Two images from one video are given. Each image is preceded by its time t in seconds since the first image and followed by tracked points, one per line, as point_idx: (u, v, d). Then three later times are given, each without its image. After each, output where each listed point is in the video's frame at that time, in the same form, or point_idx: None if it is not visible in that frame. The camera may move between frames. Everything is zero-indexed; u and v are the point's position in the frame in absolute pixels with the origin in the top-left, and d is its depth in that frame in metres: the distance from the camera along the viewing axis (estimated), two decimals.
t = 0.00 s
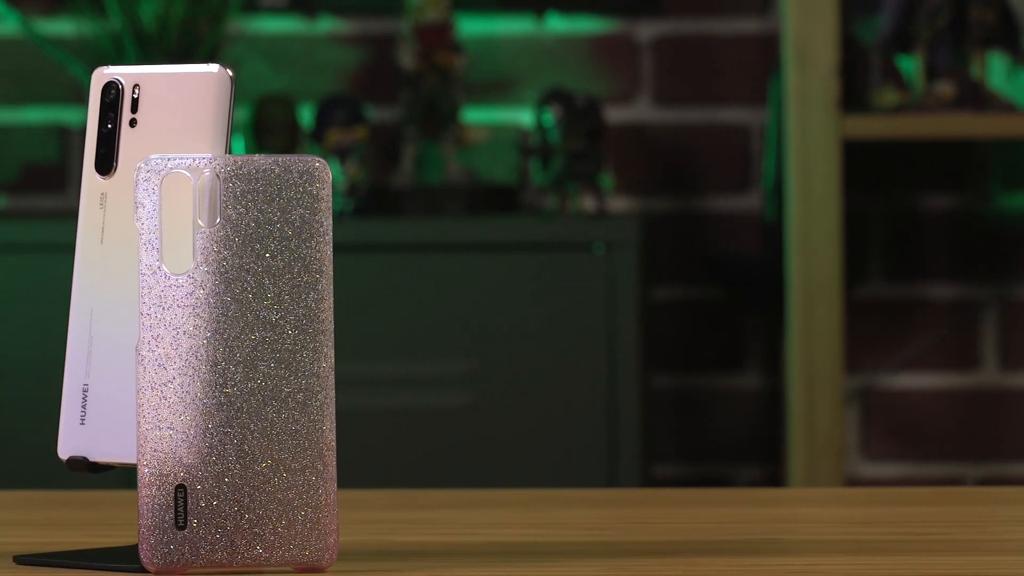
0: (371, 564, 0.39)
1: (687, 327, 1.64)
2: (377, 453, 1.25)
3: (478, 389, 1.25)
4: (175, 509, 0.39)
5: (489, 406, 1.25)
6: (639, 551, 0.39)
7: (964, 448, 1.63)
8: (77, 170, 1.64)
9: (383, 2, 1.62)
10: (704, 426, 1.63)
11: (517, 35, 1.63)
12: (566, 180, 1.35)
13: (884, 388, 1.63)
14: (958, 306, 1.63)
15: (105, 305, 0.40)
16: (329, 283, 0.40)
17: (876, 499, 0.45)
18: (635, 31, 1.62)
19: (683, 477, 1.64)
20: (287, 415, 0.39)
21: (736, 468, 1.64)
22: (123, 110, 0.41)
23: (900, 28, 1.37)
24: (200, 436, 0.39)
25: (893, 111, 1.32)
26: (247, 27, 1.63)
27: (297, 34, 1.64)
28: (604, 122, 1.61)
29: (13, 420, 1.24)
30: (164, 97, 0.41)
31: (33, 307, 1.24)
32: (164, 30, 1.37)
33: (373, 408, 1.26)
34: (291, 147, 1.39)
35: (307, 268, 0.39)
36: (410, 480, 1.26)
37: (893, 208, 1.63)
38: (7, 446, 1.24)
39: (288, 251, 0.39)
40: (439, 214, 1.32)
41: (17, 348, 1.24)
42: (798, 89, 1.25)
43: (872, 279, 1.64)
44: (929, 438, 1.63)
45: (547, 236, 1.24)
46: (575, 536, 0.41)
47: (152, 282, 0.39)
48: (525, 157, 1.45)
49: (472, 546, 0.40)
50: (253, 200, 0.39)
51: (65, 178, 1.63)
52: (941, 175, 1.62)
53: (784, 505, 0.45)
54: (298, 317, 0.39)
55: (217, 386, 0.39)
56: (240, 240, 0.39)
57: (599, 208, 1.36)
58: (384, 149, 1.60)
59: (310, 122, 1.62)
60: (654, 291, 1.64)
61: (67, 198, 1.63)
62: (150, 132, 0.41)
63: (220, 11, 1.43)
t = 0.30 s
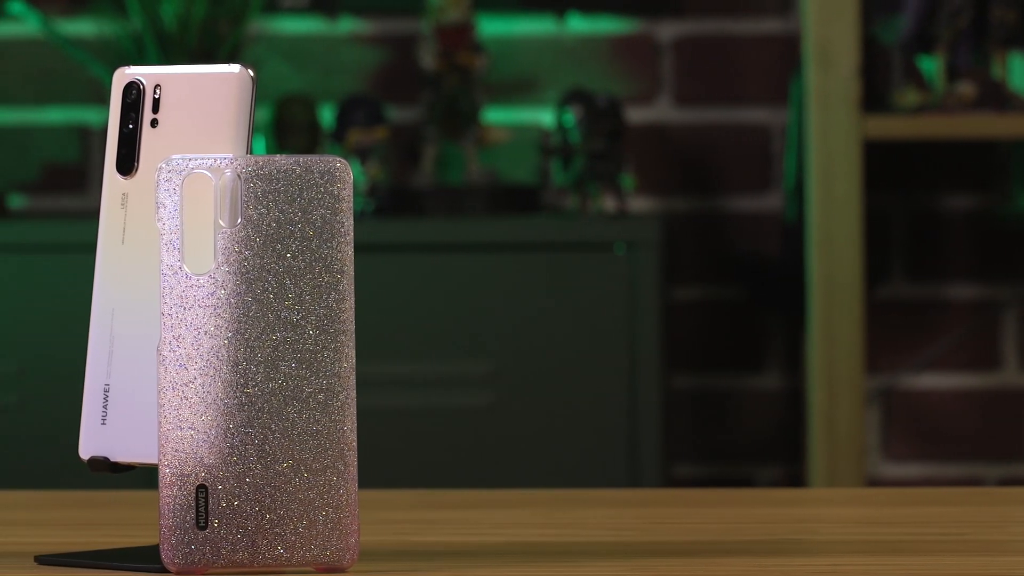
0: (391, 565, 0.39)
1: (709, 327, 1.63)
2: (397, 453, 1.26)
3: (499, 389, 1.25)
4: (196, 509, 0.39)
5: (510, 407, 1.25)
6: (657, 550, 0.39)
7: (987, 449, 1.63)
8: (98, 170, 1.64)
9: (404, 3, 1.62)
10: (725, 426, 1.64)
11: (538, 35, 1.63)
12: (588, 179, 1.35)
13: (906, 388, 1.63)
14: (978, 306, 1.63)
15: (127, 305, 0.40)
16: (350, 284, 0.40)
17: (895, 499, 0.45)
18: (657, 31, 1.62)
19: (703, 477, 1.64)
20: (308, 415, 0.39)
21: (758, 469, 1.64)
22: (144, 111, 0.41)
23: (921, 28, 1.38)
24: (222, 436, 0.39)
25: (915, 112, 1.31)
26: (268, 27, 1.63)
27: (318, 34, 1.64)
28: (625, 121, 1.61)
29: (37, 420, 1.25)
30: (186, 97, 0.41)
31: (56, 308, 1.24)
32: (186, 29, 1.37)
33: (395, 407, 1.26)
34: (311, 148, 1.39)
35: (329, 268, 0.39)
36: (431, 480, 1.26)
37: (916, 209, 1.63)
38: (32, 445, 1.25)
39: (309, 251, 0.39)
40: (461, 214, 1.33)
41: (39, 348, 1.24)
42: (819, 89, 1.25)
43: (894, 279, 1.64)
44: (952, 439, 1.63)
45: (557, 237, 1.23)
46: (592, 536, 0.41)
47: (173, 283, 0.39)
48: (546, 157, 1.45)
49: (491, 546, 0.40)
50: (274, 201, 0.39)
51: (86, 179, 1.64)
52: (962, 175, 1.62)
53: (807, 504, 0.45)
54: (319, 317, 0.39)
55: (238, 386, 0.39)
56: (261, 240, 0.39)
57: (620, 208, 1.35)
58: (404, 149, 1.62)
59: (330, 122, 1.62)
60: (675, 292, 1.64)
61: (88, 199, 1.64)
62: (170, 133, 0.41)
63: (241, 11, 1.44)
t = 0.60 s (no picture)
0: (411, 565, 0.39)
1: (728, 326, 1.65)
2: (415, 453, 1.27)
3: (519, 389, 1.26)
4: (217, 509, 0.39)
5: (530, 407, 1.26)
6: (681, 551, 0.39)
7: (1007, 449, 1.63)
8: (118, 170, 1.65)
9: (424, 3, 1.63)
10: (744, 426, 1.65)
11: (560, 35, 1.63)
12: (608, 180, 1.36)
13: (926, 388, 1.63)
14: (999, 306, 1.63)
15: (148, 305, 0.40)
16: (371, 284, 0.40)
17: (910, 500, 0.45)
18: (677, 31, 1.63)
19: (723, 477, 1.66)
20: (329, 415, 0.39)
21: (778, 468, 1.65)
22: (165, 111, 0.41)
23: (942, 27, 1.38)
24: (243, 436, 0.39)
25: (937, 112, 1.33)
26: (288, 27, 1.65)
27: (339, 34, 1.65)
28: (646, 122, 1.62)
29: (65, 417, 1.26)
30: (208, 98, 0.41)
31: (79, 308, 1.25)
32: (206, 30, 1.39)
33: (418, 407, 1.27)
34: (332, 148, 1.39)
35: (350, 268, 0.39)
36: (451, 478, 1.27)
37: (935, 208, 1.64)
38: (54, 444, 1.27)
39: (330, 251, 0.39)
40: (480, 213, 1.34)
41: (60, 349, 1.26)
42: (841, 88, 1.26)
43: (914, 280, 1.64)
44: (972, 439, 1.63)
45: (599, 236, 1.24)
46: (617, 536, 0.41)
47: (195, 283, 0.39)
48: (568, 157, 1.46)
49: (510, 547, 0.40)
50: (295, 201, 0.39)
51: (106, 179, 1.65)
52: (982, 175, 1.63)
53: (825, 505, 0.45)
54: (340, 317, 0.39)
55: (259, 386, 0.39)
56: (282, 240, 0.39)
57: (640, 209, 1.36)
58: (425, 149, 1.62)
59: (351, 122, 1.63)
60: (695, 291, 1.65)
61: (108, 199, 1.65)
62: (192, 133, 0.41)
63: (261, 11, 1.45)
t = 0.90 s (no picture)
0: (432, 566, 0.39)
1: (750, 326, 1.66)
2: (438, 452, 1.29)
3: (540, 389, 1.28)
4: (238, 510, 0.39)
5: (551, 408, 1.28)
6: (701, 551, 0.39)
7: None
8: (139, 170, 1.68)
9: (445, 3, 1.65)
10: (766, 426, 1.66)
11: (581, 35, 1.65)
12: (628, 180, 1.36)
13: (945, 388, 1.64)
14: (1020, 307, 1.64)
15: (169, 305, 0.40)
16: (392, 284, 0.40)
17: (921, 501, 0.45)
18: (698, 31, 1.65)
19: (745, 477, 1.67)
20: (350, 415, 0.39)
21: (799, 468, 1.67)
22: (186, 110, 0.41)
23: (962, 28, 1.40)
24: (264, 437, 0.39)
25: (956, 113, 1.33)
26: (308, 27, 1.66)
27: (359, 34, 1.67)
28: (667, 122, 1.64)
29: (93, 414, 1.29)
30: (230, 96, 0.40)
31: (101, 310, 1.28)
32: (227, 31, 1.39)
33: (440, 408, 1.29)
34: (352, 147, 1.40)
35: (371, 268, 0.39)
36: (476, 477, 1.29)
37: (955, 209, 1.64)
38: (79, 444, 1.29)
39: (351, 251, 0.39)
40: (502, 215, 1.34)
41: (89, 347, 1.29)
42: (861, 89, 1.27)
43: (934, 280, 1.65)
44: (993, 439, 1.64)
45: (614, 235, 1.26)
46: (637, 536, 0.41)
47: (215, 283, 0.39)
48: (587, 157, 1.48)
49: (530, 547, 0.40)
50: (316, 201, 0.39)
51: (127, 179, 1.68)
52: (1001, 175, 1.64)
53: (843, 505, 0.45)
54: (361, 317, 0.39)
55: (280, 386, 0.39)
56: (303, 240, 0.39)
57: (660, 209, 1.37)
58: (446, 148, 1.64)
59: (372, 123, 1.64)
60: (716, 292, 1.66)
61: (129, 199, 1.67)
62: (213, 133, 0.40)
63: (282, 10, 1.47)
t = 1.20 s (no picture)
0: (453, 568, 0.39)
1: (770, 327, 1.67)
2: (459, 451, 1.30)
3: (560, 389, 1.29)
4: (259, 510, 0.39)
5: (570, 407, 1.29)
6: (722, 551, 0.39)
7: None
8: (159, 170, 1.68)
9: (465, 3, 1.65)
10: (786, 426, 1.66)
11: (600, 36, 1.66)
12: (647, 180, 1.37)
13: (966, 389, 1.64)
14: None
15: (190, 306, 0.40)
16: (412, 284, 0.40)
17: (947, 500, 0.45)
18: (719, 31, 1.65)
19: (766, 477, 1.67)
20: (370, 415, 0.39)
21: (819, 469, 1.67)
22: (207, 111, 0.41)
23: (983, 27, 1.39)
24: (284, 437, 0.39)
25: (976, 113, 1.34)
26: (328, 28, 1.67)
27: (379, 34, 1.67)
28: (687, 122, 1.65)
29: (117, 412, 1.30)
30: (250, 97, 0.41)
31: (120, 310, 1.29)
32: (247, 31, 1.41)
33: (462, 407, 1.30)
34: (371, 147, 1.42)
35: (391, 269, 0.39)
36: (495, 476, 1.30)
37: (974, 210, 1.65)
38: (98, 444, 1.31)
39: (371, 252, 0.39)
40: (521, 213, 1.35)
41: (114, 346, 1.30)
42: (881, 88, 1.28)
43: (955, 280, 1.66)
44: (1014, 440, 1.64)
45: (629, 235, 1.27)
46: (658, 536, 0.41)
47: (236, 284, 0.39)
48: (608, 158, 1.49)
49: (549, 547, 0.40)
50: (336, 201, 0.39)
51: (148, 179, 1.68)
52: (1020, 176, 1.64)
53: (869, 505, 0.45)
54: (382, 318, 0.39)
55: (300, 386, 0.39)
56: (324, 240, 0.39)
57: (680, 209, 1.37)
58: (465, 150, 1.64)
59: (391, 122, 1.65)
60: (736, 292, 1.67)
61: (150, 199, 1.68)
62: (234, 133, 0.41)
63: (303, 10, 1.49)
